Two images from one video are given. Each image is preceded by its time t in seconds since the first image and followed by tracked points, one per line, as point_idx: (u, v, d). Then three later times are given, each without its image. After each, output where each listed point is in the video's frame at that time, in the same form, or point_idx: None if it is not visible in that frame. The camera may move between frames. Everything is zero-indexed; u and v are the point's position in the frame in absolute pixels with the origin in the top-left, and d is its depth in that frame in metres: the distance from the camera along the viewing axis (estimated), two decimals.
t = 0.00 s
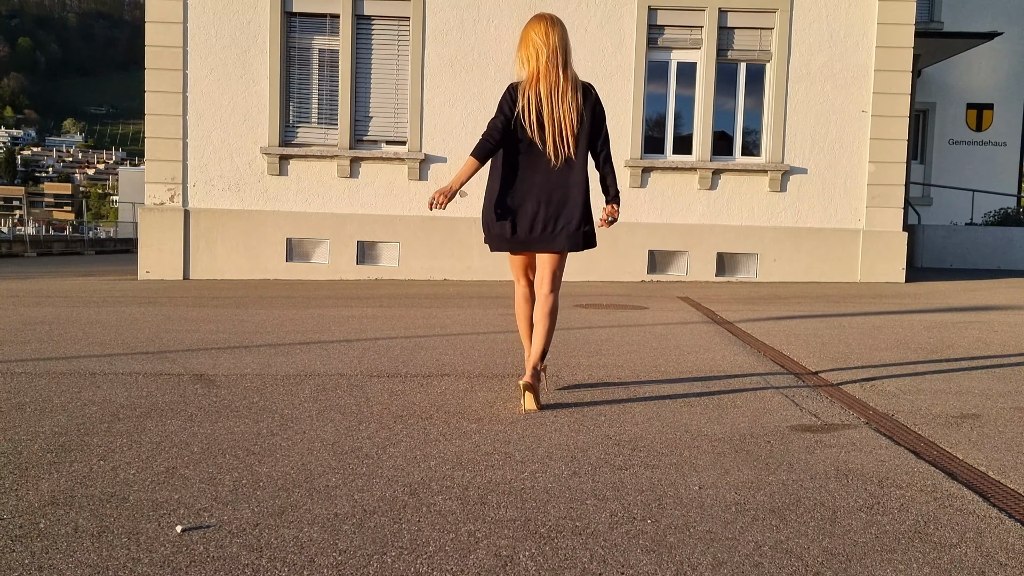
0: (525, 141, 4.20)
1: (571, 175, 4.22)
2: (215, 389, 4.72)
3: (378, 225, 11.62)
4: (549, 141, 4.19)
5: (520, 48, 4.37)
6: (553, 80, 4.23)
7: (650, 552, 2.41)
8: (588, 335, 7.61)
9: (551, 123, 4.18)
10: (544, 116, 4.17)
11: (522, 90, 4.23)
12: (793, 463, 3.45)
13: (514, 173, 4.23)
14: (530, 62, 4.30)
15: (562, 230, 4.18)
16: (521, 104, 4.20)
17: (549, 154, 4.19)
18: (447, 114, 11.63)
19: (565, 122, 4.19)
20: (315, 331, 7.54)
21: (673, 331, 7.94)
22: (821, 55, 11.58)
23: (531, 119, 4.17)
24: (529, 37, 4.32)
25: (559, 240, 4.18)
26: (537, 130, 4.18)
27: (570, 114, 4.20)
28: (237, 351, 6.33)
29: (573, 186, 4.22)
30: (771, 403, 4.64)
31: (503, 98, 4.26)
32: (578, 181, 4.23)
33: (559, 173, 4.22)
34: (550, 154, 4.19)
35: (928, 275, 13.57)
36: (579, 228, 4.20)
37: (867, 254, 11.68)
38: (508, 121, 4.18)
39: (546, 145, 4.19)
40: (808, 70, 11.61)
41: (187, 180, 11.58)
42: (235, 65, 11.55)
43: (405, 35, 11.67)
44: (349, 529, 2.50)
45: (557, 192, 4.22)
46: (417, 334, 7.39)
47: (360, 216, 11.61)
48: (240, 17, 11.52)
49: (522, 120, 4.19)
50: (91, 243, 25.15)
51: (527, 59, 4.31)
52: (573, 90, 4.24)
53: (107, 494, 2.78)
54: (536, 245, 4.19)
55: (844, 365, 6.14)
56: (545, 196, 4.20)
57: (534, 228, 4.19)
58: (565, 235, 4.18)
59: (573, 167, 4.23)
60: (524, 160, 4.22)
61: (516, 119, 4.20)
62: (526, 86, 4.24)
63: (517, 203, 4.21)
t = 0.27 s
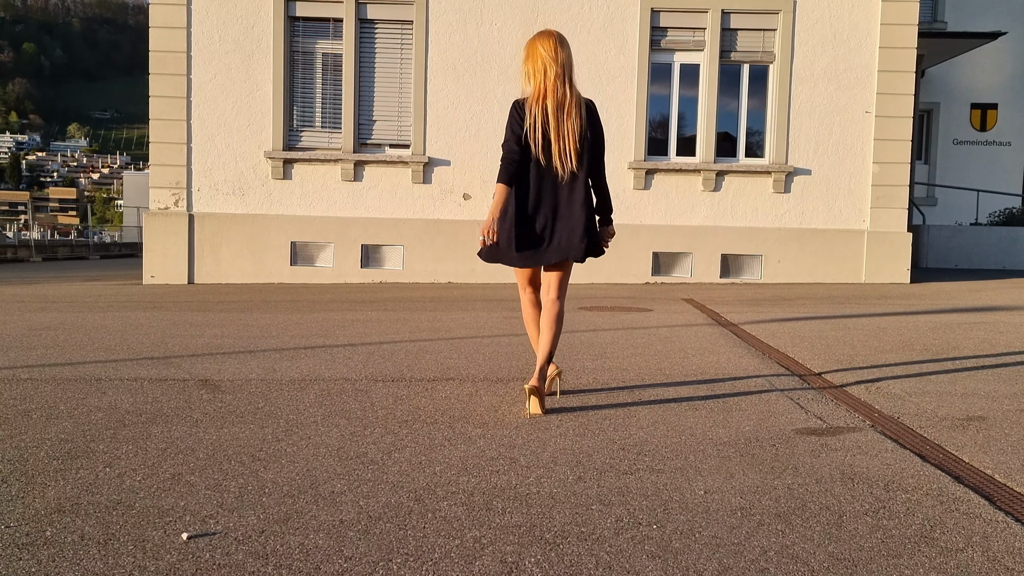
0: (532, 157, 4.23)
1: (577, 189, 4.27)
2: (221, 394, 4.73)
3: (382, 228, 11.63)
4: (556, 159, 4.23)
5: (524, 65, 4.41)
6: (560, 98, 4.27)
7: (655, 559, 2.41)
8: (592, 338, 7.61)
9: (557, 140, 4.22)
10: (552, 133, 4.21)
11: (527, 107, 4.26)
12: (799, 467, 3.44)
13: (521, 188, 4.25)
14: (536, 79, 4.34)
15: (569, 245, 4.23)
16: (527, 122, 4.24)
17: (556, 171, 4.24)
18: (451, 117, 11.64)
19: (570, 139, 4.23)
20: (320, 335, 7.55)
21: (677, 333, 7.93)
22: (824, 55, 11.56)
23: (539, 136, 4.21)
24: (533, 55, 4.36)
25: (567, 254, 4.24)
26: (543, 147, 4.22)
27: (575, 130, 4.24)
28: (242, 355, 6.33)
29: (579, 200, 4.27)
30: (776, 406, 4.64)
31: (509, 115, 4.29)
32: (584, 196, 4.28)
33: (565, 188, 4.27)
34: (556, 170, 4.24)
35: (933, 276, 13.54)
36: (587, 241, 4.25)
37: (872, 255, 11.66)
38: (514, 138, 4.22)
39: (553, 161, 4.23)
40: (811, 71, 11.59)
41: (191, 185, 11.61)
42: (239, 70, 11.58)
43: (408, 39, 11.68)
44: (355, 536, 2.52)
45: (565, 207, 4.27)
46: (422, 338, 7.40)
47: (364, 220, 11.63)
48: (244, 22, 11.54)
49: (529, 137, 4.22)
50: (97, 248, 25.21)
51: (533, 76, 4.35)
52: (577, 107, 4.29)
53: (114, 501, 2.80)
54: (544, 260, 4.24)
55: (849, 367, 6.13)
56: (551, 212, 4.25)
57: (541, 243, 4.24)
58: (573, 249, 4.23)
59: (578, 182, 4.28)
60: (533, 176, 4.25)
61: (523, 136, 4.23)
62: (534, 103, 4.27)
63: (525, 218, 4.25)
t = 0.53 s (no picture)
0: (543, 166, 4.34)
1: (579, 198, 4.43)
2: (222, 400, 4.73)
3: (382, 231, 11.64)
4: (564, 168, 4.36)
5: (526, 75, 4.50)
6: (568, 108, 4.40)
7: (656, 565, 2.42)
8: (593, 341, 7.61)
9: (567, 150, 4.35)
10: (562, 143, 4.33)
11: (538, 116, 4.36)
12: (800, 471, 3.44)
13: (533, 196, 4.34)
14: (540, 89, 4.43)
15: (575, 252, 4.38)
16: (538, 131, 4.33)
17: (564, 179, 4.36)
18: (451, 121, 11.65)
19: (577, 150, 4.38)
20: (320, 339, 7.55)
21: (678, 336, 7.93)
22: (824, 57, 11.57)
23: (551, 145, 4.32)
24: (537, 65, 4.45)
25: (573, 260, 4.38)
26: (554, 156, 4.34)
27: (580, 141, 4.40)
28: (243, 360, 6.33)
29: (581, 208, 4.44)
30: (777, 409, 4.63)
31: (519, 124, 4.36)
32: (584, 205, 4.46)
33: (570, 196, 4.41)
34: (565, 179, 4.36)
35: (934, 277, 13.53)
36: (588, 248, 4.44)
37: (873, 256, 11.66)
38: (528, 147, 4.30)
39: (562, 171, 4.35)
40: (811, 73, 11.60)
41: (192, 189, 11.62)
42: (239, 74, 11.58)
43: (408, 42, 11.70)
44: (355, 543, 2.53)
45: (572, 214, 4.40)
46: (423, 342, 7.40)
47: (365, 223, 11.63)
48: (243, 26, 11.56)
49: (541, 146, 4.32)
50: (97, 252, 25.23)
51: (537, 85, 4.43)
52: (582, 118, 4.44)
53: (115, 508, 2.81)
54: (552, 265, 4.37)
55: (850, 369, 6.12)
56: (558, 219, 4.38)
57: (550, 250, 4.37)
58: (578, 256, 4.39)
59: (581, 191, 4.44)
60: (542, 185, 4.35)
61: (535, 145, 4.32)
62: (543, 114, 4.36)
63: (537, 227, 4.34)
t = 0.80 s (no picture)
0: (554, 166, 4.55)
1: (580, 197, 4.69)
2: (222, 405, 4.73)
3: (381, 235, 11.64)
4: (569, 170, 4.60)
5: (536, 75, 4.68)
6: (574, 112, 4.64)
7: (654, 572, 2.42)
8: (592, 344, 7.61)
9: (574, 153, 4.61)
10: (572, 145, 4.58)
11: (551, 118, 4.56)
12: (798, 475, 3.44)
13: (542, 192, 4.51)
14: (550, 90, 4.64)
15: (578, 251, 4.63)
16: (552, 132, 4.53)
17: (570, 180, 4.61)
18: (449, 124, 11.66)
19: (580, 153, 4.65)
20: (320, 344, 7.55)
21: (677, 339, 7.92)
22: (822, 60, 11.59)
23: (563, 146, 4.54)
24: (549, 67, 4.65)
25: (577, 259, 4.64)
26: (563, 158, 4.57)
27: (583, 144, 4.67)
28: (241, 365, 6.33)
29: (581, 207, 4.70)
30: (776, 413, 4.63)
31: (534, 121, 4.53)
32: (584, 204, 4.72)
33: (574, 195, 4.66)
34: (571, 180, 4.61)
35: (933, 278, 13.54)
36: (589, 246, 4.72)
37: (871, 258, 11.66)
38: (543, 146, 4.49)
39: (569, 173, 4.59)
40: (809, 75, 11.62)
41: (191, 193, 11.62)
42: (237, 78, 11.59)
43: (407, 46, 11.71)
44: (354, 550, 2.55)
45: (571, 214, 4.64)
46: (422, 346, 7.40)
47: (364, 227, 11.63)
48: (242, 30, 11.57)
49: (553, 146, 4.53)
50: (95, 256, 25.21)
51: (548, 87, 4.64)
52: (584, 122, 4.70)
53: (113, 514, 2.82)
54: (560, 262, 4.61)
55: (850, 371, 6.13)
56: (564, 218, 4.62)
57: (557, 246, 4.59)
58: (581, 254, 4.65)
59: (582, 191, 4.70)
60: (549, 183, 4.55)
61: (549, 145, 4.52)
62: (555, 115, 4.57)
63: (543, 222, 4.52)
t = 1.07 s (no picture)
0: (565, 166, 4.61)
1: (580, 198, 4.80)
2: (221, 409, 4.73)
3: (380, 238, 11.64)
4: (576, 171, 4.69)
5: (548, 75, 4.74)
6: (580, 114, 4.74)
7: None
8: (591, 348, 7.61)
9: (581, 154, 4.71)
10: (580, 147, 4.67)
11: (564, 118, 4.62)
12: (797, 480, 3.45)
13: (549, 191, 4.55)
14: (561, 92, 4.71)
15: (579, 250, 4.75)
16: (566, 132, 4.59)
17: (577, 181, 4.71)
18: (448, 127, 11.66)
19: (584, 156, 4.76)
20: (318, 347, 7.55)
21: (676, 342, 7.92)
22: (820, 63, 11.60)
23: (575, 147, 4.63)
24: (561, 70, 4.73)
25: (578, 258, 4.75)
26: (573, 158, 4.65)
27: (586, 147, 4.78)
28: (240, 369, 6.32)
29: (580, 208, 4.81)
30: (775, 417, 4.63)
31: (549, 119, 4.57)
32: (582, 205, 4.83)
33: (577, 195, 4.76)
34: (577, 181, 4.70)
35: (932, 281, 13.54)
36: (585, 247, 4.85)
37: (870, 261, 11.67)
38: (559, 145, 4.54)
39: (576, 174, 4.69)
40: (808, 79, 11.63)
41: (190, 196, 11.62)
42: (237, 80, 11.59)
43: (406, 49, 11.71)
44: (353, 556, 2.55)
45: (575, 215, 4.73)
46: (421, 349, 7.40)
47: (363, 229, 11.63)
48: (241, 33, 11.57)
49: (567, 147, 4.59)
50: (95, 258, 25.17)
51: (560, 89, 4.71)
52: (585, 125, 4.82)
53: (112, 519, 2.82)
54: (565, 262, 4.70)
55: (849, 375, 6.13)
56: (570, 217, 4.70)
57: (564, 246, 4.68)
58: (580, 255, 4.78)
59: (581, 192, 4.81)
60: (561, 183, 4.61)
61: (564, 145, 4.57)
62: (568, 117, 4.64)
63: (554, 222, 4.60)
